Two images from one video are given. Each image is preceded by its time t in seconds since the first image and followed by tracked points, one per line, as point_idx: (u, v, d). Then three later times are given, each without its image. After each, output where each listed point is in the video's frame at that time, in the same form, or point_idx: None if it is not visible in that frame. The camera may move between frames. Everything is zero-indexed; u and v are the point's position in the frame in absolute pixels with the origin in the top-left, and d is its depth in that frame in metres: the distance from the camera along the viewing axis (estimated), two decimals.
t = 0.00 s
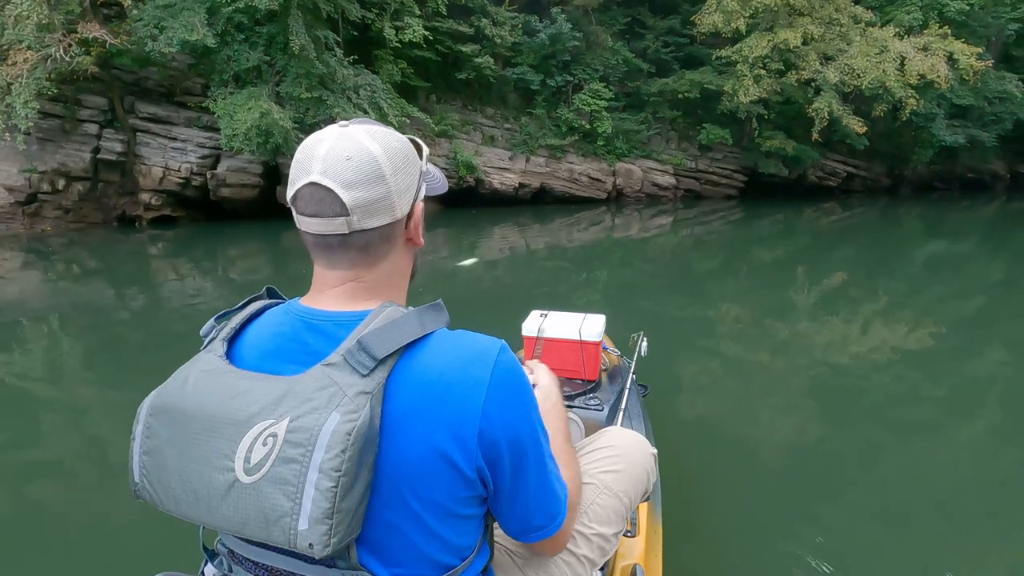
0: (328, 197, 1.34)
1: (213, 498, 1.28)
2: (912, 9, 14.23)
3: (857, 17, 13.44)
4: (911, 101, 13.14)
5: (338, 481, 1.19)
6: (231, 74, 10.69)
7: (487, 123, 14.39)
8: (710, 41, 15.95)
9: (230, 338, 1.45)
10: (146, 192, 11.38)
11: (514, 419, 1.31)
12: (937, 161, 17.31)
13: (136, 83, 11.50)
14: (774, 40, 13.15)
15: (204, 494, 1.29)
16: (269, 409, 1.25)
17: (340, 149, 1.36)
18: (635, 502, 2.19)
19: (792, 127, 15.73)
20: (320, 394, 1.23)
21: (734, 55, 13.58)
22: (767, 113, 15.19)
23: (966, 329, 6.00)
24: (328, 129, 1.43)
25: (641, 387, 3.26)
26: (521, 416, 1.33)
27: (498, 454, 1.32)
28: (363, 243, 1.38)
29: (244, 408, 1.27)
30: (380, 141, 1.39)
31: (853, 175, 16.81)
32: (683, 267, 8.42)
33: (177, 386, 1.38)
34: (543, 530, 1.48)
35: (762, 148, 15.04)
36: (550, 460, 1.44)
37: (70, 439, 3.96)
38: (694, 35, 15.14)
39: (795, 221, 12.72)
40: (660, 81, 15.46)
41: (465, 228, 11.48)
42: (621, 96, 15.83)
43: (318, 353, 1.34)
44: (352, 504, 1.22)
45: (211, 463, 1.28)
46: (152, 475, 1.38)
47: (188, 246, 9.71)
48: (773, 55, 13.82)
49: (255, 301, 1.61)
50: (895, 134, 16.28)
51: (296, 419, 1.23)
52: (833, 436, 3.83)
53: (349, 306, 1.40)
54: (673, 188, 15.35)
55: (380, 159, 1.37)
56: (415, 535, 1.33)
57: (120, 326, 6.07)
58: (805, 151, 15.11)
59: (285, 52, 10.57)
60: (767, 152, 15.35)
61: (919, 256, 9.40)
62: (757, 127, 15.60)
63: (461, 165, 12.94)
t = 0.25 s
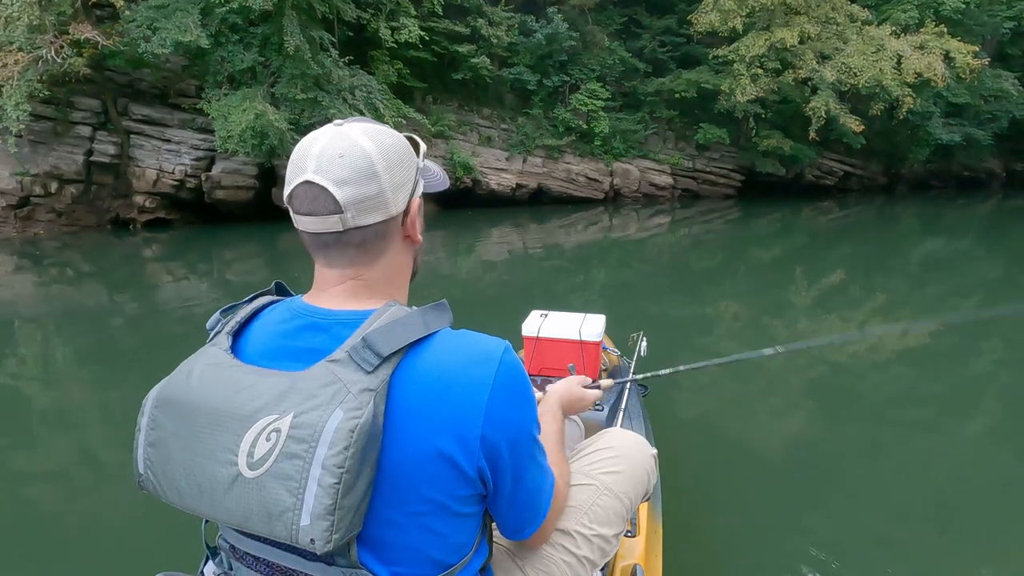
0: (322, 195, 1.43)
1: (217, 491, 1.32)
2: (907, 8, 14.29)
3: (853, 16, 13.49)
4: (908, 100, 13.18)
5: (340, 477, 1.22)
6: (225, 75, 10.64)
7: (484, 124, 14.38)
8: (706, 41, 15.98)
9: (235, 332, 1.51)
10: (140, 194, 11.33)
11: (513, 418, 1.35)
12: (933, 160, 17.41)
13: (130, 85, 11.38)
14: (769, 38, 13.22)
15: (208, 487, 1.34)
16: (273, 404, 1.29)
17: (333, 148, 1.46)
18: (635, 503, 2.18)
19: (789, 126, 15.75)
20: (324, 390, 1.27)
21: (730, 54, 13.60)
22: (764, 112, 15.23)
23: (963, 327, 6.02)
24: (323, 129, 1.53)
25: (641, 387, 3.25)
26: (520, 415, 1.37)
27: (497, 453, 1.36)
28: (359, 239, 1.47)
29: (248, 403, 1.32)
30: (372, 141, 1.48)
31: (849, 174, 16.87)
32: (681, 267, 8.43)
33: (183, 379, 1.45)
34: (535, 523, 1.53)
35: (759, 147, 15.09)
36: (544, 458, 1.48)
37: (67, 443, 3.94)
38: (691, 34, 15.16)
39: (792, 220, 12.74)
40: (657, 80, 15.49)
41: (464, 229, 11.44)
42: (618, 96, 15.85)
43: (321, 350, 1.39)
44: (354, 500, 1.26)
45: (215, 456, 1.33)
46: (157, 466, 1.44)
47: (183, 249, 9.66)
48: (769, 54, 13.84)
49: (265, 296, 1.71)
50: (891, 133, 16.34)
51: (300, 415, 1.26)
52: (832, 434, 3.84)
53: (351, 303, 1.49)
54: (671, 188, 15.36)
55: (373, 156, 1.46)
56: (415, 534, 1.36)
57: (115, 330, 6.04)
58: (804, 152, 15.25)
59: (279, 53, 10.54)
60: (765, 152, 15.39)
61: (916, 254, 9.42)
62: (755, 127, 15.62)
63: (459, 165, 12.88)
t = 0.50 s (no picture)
0: (319, 194, 1.42)
1: (231, 489, 1.33)
2: (900, 5, 14.37)
3: (846, 13, 13.53)
4: (902, 97, 13.23)
5: (358, 475, 1.23)
6: (217, 81, 10.67)
7: (479, 126, 14.37)
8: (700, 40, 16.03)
9: (239, 329, 1.53)
10: (132, 202, 11.17)
11: (524, 415, 1.36)
12: (927, 156, 17.56)
13: (121, 92, 11.45)
14: (764, 37, 13.22)
15: (219, 486, 1.35)
16: (287, 403, 1.30)
17: (328, 146, 1.44)
18: (635, 503, 2.16)
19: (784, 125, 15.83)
20: (339, 388, 1.28)
21: (724, 53, 13.62)
22: (759, 111, 15.29)
23: (961, 323, 6.03)
24: (318, 129, 1.52)
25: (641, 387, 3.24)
26: (529, 413, 1.38)
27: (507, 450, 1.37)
28: (359, 237, 1.46)
29: (260, 402, 1.32)
30: (368, 138, 1.47)
31: (845, 172, 16.94)
32: (678, 266, 8.43)
33: (188, 377, 1.46)
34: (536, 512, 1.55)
35: (754, 146, 15.14)
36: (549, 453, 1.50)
37: (64, 453, 3.91)
38: (685, 34, 15.20)
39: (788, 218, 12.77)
40: (651, 80, 15.52)
41: (461, 232, 11.41)
42: (613, 97, 15.89)
43: (330, 349, 1.39)
44: (370, 498, 1.26)
45: (225, 455, 1.34)
46: (163, 464, 1.46)
47: (176, 257, 9.60)
48: (763, 53, 13.86)
49: (264, 295, 1.70)
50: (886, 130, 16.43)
51: (315, 413, 1.27)
52: (831, 432, 3.83)
53: (355, 304, 1.48)
54: (667, 188, 15.37)
55: (369, 153, 1.45)
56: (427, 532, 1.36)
57: (110, 339, 5.99)
58: (798, 149, 15.31)
59: (271, 57, 10.47)
60: (760, 151, 15.47)
61: (913, 251, 9.45)
62: (750, 126, 15.67)
63: (454, 168, 12.81)
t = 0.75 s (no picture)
0: (318, 195, 1.40)
1: (225, 496, 1.31)
2: (895, 5, 14.47)
3: (841, 13, 13.58)
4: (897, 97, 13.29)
5: (353, 482, 1.21)
6: (211, 80, 10.54)
7: (475, 126, 14.36)
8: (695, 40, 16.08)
9: (237, 333, 1.51)
10: (125, 203, 11.09)
11: (522, 423, 1.34)
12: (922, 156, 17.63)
13: (112, 91, 11.32)
14: (760, 37, 13.26)
15: (214, 493, 1.33)
16: (282, 409, 1.28)
17: (327, 147, 1.43)
18: (636, 503, 2.15)
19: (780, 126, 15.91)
20: (334, 394, 1.26)
21: (720, 53, 13.65)
22: (755, 111, 15.36)
23: (956, 323, 6.06)
24: (316, 129, 1.50)
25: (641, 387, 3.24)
26: (527, 420, 1.36)
27: (504, 456, 1.35)
28: (359, 238, 1.44)
29: (255, 407, 1.31)
30: (368, 138, 1.45)
31: (840, 172, 17.02)
32: (675, 267, 8.45)
33: (184, 383, 1.44)
34: (538, 523, 1.52)
35: (750, 146, 15.19)
36: (548, 460, 1.47)
37: (59, 457, 3.86)
38: (681, 34, 15.23)
39: (784, 218, 12.81)
40: (647, 80, 15.54)
41: (459, 232, 11.38)
42: (609, 97, 15.89)
43: (326, 354, 1.37)
44: (366, 506, 1.25)
45: (220, 461, 1.32)
46: (159, 471, 1.43)
47: (170, 258, 9.52)
48: (759, 53, 13.90)
49: (262, 298, 1.68)
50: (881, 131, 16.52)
51: (310, 419, 1.25)
52: (828, 433, 3.83)
53: (355, 306, 1.45)
54: (663, 188, 15.40)
55: (368, 153, 1.43)
56: (424, 540, 1.34)
57: (103, 342, 5.93)
58: (794, 149, 15.34)
59: (266, 56, 10.40)
60: (756, 151, 15.52)
61: (908, 251, 9.50)
62: (745, 126, 15.73)
63: (451, 168, 12.78)
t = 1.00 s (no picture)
0: (319, 198, 1.38)
1: (216, 489, 1.32)
2: (894, 9, 14.50)
3: (840, 16, 13.63)
4: (895, 100, 13.30)
5: (338, 479, 1.21)
6: (206, 74, 10.50)
7: (472, 125, 14.34)
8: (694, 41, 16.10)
9: (241, 331, 1.51)
10: (117, 197, 11.02)
11: (515, 428, 1.32)
12: (917, 160, 17.73)
13: (106, 84, 11.19)
14: (759, 39, 13.30)
15: (208, 484, 1.34)
16: (273, 403, 1.29)
17: (328, 148, 1.40)
18: (636, 503, 2.15)
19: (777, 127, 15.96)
20: (325, 389, 1.26)
21: (719, 54, 13.68)
22: (753, 112, 15.39)
23: (950, 326, 6.09)
24: (315, 129, 1.47)
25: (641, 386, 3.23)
26: (525, 423, 1.34)
27: (497, 459, 1.33)
28: (361, 239, 1.42)
29: (249, 402, 1.32)
30: (370, 139, 1.43)
31: (836, 174, 17.11)
32: (671, 267, 8.48)
33: (186, 377, 1.45)
34: (537, 532, 1.49)
35: (748, 147, 15.23)
36: (549, 467, 1.45)
37: (53, 453, 3.83)
38: (680, 35, 15.25)
39: (780, 220, 12.85)
40: (646, 80, 15.55)
41: (456, 231, 11.35)
42: (607, 97, 15.85)
43: (322, 351, 1.37)
44: (351, 502, 1.25)
45: (214, 454, 1.33)
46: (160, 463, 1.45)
47: (163, 253, 9.45)
48: (758, 54, 13.94)
49: (265, 298, 1.67)
50: (877, 134, 16.60)
51: (300, 414, 1.26)
52: (824, 435, 3.84)
53: (356, 307, 1.44)
54: (660, 188, 15.41)
55: (370, 154, 1.41)
56: (412, 539, 1.34)
57: (95, 337, 5.89)
58: (790, 150, 15.37)
59: (262, 51, 10.32)
60: (754, 152, 15.55)
61: (903, 254, 9.55)
62: (743, 127, 15.76)
63: (448, 166, 12.75)
